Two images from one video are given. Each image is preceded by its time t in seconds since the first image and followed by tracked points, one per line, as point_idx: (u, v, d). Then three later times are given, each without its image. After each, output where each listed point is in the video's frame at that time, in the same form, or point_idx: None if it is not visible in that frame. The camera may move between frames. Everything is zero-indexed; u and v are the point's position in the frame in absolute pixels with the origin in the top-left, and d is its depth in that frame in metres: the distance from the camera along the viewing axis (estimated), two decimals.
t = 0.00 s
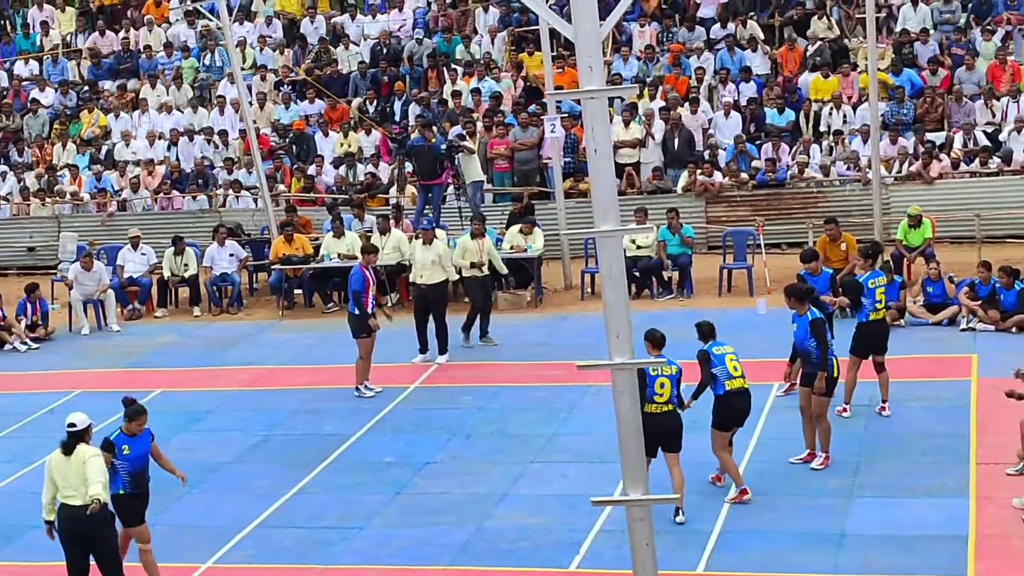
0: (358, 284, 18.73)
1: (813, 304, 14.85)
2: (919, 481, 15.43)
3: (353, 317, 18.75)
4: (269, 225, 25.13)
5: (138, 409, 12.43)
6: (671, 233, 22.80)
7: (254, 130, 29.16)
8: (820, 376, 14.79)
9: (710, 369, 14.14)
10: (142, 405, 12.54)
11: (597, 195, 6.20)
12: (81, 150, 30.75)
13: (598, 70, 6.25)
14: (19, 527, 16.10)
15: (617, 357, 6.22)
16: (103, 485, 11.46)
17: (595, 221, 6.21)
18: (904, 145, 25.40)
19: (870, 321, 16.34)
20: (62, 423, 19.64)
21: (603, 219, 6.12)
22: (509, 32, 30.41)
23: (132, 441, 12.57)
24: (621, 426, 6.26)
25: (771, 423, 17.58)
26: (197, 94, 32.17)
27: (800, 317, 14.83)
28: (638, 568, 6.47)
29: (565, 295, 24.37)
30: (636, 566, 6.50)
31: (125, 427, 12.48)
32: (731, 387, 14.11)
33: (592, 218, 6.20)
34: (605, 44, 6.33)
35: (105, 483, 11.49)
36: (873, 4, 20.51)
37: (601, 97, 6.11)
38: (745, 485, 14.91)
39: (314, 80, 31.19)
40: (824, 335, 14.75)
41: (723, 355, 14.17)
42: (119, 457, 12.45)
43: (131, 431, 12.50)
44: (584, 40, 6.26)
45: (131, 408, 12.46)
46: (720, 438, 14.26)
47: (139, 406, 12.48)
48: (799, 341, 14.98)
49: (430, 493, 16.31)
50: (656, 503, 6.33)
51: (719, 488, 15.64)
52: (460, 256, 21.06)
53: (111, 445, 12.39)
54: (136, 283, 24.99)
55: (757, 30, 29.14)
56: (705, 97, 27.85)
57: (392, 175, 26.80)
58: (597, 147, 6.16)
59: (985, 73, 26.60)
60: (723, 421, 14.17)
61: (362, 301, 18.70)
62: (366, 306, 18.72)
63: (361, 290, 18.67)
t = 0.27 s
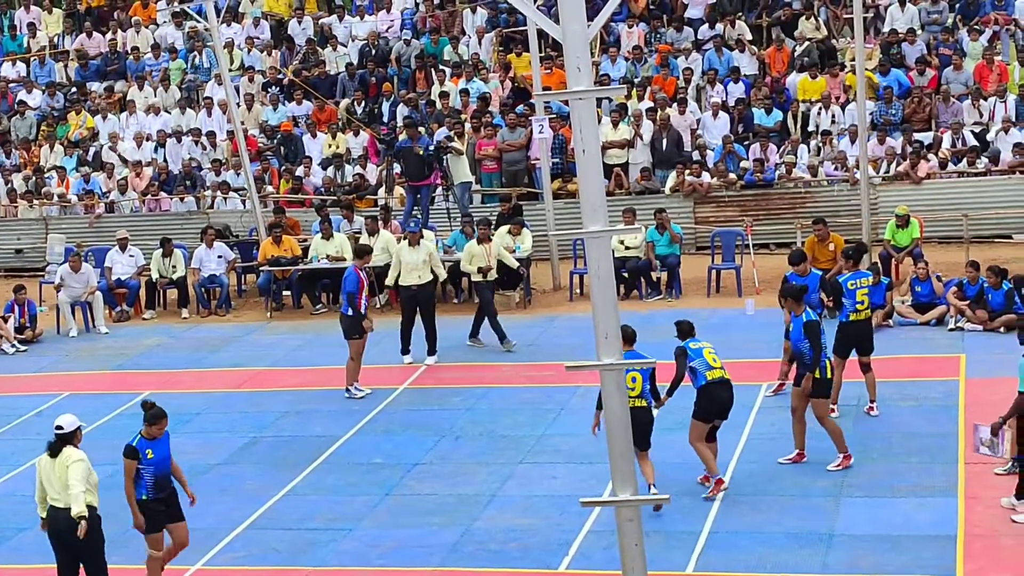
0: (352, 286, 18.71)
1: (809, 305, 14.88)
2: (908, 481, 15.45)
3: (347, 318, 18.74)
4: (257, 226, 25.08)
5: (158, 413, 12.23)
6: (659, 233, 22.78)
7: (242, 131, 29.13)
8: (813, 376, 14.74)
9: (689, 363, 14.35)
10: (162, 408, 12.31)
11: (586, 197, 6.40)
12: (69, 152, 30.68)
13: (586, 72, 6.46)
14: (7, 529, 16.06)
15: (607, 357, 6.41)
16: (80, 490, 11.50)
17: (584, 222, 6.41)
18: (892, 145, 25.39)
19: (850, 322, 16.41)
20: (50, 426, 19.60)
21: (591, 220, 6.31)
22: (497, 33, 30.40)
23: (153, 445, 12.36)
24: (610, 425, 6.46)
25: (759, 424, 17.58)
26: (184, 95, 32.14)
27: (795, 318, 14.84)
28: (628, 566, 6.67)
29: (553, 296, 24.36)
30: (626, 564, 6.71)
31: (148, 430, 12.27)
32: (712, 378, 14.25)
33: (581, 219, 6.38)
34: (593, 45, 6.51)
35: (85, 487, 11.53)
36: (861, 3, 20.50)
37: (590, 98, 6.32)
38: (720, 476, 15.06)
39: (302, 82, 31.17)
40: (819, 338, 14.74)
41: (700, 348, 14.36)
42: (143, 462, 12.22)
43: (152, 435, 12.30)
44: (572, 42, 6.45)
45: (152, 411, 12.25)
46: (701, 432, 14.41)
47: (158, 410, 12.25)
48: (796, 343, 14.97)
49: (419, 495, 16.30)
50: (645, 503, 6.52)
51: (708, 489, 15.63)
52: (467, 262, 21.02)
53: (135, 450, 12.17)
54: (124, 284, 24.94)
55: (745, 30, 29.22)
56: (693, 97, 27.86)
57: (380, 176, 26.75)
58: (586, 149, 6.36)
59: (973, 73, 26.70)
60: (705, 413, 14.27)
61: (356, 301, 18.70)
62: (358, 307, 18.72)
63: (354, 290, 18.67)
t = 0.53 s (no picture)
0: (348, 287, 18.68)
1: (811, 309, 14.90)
2: (899, 480, 15.46)
3: (341, 319, 18.71)
4: (248, 227, 25.05)
5: (189, 421, 11.84)
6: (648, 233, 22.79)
7: (232, 132, 29.11)
8: (810, 377, 14.73)
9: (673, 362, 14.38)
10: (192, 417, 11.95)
11: (576, 197, 6.41)
12: (58, 153, 30.63)
13: (576, 71, 6.47)
14: None
15: (597, 357, 6.42)
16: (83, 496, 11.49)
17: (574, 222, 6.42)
18: (882, 145, 25.42)
19: (836, 321, 16.43)
20: (40, 427, 19.56)
21: (581, 221, 6.30)
22: (487, 33, 30.40)
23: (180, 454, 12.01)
24: (601, 423, 6.46)
25: (750, 423, 17.59)
26: (174, 95, 32.12)
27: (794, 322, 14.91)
28: (619, 565, 6.68)
29: (544, 296, 24.36)
30: (617, 562, 6.72)
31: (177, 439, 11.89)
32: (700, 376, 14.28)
33: (571, 219, 6.38)
34: (583, 45, 6.49)
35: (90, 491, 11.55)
36: (850, 3, 20.49)
37: (580, 98, 6.32)
38: (696, 475, 15.21)
39: (293, 82, 31.16)
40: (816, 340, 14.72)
41: (683, 347, 14.41)
42: (171, 471, 11.87)
43: (180, 444, 11.93)
44: (562, 42, 6.45)
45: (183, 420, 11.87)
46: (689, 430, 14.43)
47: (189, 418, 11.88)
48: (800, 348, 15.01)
49: (410, 495, 16.28)
50: (635, 503, 6.53)
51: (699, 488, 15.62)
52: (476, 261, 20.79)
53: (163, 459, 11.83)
54: (114, 285, 24.90)
55: (735, 30, 29.23)
56: (684, 97, 27.89)
57: (371, 176, 26.74)
58: (576, 149, 6.37)
59: (962, 72, 26.70)
60: (693, 410, 14.26)
61: (350, 302, 18.69)
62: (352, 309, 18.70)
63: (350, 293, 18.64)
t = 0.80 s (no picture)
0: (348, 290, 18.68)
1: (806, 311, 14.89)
2: (893, 480, 15.47)
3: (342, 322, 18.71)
4: (242, 227, 25.05)
5: (220, 421, 11.79)
6: (643, 233, 22.79)
7: (226, 132, 29.11)
8: (809, 379, 14.71)
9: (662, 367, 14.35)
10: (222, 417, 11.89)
11: (570, 197, 6.41)
12: (52, 154, 30.60)
13: (570, 72, 6.47)
14: None
15: (591, 357, 6.41)
16: (94, 500, 11.53)
17: (568, 222, 6.42)
18: (876, 145, 25.44)
19: (832, 321, 16.41)
20: (34, 428, 19.54)
21: (576, 222, 6.31)
22: (481, 33, 30.41)
23: (211, 456, 11.97)
24: (595, 424, 6.46)
25: (744, 423, 17.60)
26: (168, 96, 32.11)
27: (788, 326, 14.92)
28: (614, 566, 6.68)
29: (538, 296, 24.37)
30: (612, 563, 6.72)
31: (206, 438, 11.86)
32: (690, 379, 14.29)
33: (566, 219, 6.39)
34: (577, 45, 6.50)
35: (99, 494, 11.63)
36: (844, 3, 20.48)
37: (574, 99, 6.33)
38: (690, 476, 15.22)
39: (287, 84, 31.14)
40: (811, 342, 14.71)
41: (671, 352, 14.35)
42: (198, 471, 11.84)
43: (210, 444, 11.90)
44: (556, 43, 6.46)
45: (211, 420, 11.84)
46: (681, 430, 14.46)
47: (218, 418, 11.81)
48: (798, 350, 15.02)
49: (404, 496, 16.28)
50: (630, 503, 6.54)
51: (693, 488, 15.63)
52: (486, 263, 20.58)
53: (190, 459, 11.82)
54: (108, 286, 24.89)
55: (729, 30, 29.26)
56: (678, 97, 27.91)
57: (365, 177, 26.74)
58: (570, 149, 6.37)
59: (956, 72, 26.79)
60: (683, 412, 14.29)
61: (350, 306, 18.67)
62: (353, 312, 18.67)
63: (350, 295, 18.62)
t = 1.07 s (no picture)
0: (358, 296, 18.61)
1: (790, 313, 14.97)
2: (888, 480, 15.48)
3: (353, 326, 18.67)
4: (236, 228, 25.03)
5: (245, 432, 11.58)
6: (637, 234, 22.81)
7: (221, 133, 29.10)
8: (803, 380, 14.74)
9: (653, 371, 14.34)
10: (248, 425, 11.68)
11: (565, 198, 6.42)
12: (47, 155, 30.57)
13: (565, 71, 6.46)
14: None
15: (586, 358, 6.42)
16: (101, 504, 11.52)
17: (564, 223, 6.43)
18: (870, 145, 25.47)
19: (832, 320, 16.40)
20: (28, 429, 19.51)
21: (570, 221, 6.32)
22: (475, 34, 30.40)
23: (241, 466, 11.78)
24: (590, 425, 6.45)
25: (739, 424, 17.61)
26: (163, 97, 32.09)
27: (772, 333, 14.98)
28: (608, 568, 6.68)
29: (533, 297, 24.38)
30: (607, 564, 6.72)
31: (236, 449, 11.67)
32: (681, 381, 14.30)
33: (560, 220, 6.40)
34: (570, 45, 6.52)
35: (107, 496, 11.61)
36: (838, 3, 20.45)
37: (569, 98, 6.32)
38: (684, 477, 15.23)
39: (281, 85, 31.12)
40: (792, 346, 14.81)
41: (661, 356, 14.34)
42: (226, 484, 11.67)
43: (238, 455, 11.71)
44: (551, 43, 6.46)
45: (237, 431, 11.65)
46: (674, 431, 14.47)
47: (245, 428, 11.61)
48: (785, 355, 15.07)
49: (399, 497, 16.28)
50: (624, 503, 6.54)
51: (687, 489, 15.63)
52: (503, 263, 20.51)
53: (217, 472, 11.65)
54: (103, 287, 24.86)
55: (723, 31, 29.24)
56: (672, 97, 27.92)
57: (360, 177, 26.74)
58: (565, 150, 6.37)
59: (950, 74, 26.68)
60: (676, 415, 14.31)
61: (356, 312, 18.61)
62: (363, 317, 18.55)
63: (359, 301, 18.52)
